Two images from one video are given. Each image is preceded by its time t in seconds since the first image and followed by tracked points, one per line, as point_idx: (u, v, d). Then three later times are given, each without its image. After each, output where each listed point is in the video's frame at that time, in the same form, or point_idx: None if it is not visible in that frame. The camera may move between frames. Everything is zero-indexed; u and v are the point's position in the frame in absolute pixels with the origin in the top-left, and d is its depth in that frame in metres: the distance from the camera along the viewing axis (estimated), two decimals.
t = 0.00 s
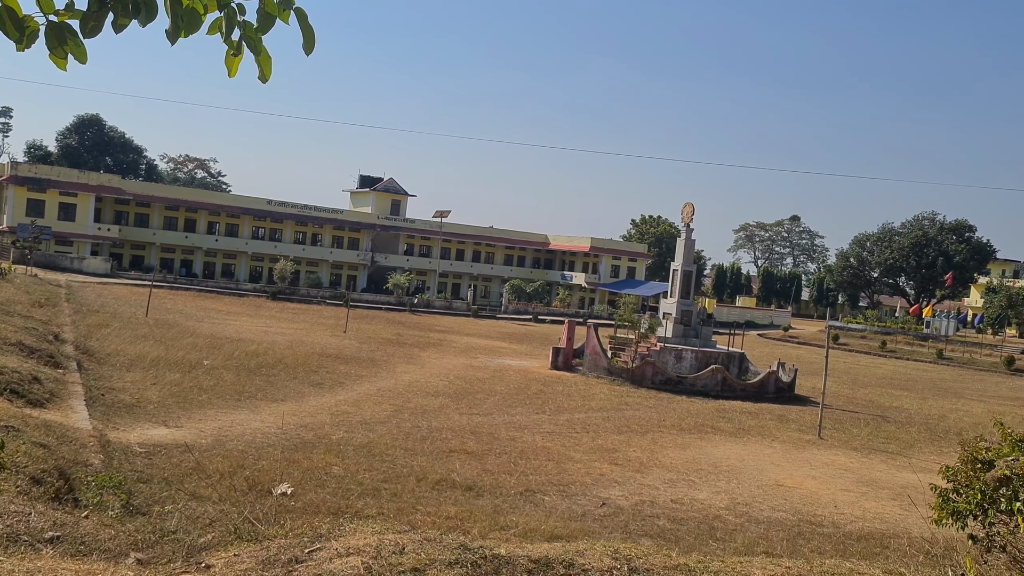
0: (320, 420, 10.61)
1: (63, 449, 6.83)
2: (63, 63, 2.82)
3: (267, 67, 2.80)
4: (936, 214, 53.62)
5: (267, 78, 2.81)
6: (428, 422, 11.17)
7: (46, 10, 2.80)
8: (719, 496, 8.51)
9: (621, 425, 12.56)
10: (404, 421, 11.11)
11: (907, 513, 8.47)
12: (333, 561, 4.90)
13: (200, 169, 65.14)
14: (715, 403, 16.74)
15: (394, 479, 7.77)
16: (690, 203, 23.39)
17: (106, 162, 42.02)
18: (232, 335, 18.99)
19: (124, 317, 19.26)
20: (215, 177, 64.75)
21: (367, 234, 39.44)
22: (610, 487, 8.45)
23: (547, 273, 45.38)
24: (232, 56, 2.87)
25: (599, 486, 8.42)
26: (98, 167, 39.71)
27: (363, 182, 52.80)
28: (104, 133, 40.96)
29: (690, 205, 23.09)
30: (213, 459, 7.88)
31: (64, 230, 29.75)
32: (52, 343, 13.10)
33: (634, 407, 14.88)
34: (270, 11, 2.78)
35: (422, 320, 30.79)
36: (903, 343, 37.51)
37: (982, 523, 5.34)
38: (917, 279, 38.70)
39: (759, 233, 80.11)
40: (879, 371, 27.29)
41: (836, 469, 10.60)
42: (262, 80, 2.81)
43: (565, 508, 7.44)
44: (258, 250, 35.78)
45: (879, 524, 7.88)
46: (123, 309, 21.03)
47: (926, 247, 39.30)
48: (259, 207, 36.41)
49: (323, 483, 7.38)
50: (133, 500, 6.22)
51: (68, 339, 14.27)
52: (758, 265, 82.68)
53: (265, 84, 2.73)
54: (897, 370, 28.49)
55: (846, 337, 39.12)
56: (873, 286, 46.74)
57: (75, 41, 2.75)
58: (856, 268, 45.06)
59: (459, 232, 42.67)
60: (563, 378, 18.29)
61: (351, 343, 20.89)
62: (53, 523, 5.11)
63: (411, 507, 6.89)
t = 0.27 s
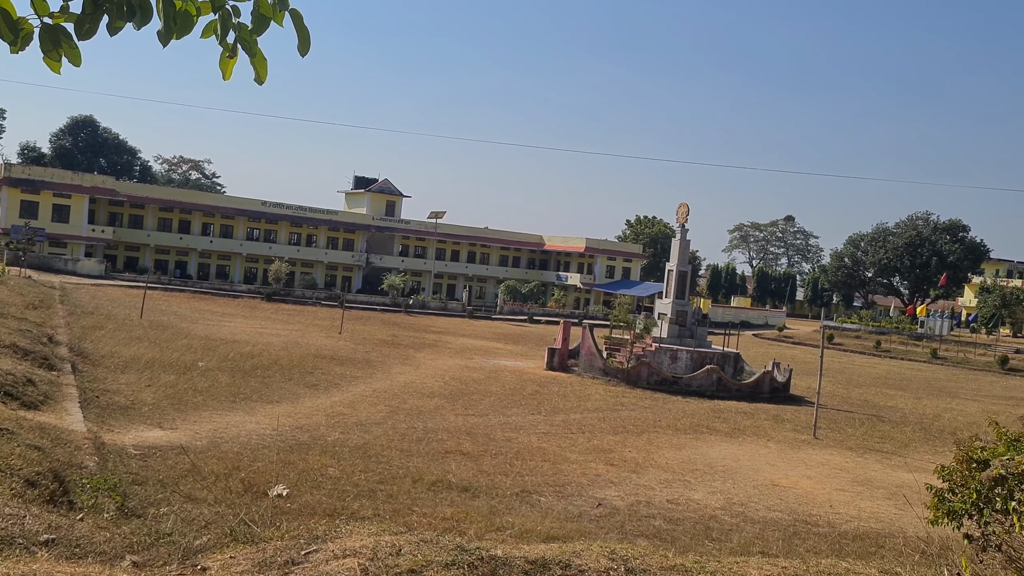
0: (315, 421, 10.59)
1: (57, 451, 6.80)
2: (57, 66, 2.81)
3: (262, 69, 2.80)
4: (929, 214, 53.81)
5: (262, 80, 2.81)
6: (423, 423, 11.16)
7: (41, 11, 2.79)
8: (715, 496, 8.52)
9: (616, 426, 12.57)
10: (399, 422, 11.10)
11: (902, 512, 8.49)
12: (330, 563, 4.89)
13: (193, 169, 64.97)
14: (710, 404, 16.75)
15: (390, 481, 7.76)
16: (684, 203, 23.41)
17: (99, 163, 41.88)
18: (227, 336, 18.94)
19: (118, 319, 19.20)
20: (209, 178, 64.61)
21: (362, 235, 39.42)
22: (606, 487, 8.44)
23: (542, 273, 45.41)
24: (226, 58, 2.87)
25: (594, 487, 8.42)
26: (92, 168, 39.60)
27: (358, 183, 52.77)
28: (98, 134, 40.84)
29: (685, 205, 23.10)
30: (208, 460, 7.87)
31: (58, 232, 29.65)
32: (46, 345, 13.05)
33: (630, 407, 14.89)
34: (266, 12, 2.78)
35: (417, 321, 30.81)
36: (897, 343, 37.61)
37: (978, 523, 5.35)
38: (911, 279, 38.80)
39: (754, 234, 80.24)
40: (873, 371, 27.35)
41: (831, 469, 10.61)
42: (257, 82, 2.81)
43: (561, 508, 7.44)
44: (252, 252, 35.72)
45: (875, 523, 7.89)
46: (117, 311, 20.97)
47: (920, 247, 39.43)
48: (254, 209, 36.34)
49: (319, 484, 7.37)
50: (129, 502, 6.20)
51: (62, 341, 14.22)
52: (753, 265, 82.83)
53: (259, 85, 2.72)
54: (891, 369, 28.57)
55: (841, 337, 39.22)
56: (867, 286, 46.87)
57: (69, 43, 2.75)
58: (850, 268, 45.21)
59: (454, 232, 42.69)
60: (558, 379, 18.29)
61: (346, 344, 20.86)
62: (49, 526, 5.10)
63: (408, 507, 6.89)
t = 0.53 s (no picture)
0: (309, 423, 10.57)
1: (49, 453, 6.77)
2: (50, 66, 2.80)
3: (256, 72, 2.79)
4: (922, 215, 54.02)
5: (256, 82, 2.81)
6: (416, 424, 11.15)
7: (33, 12, 2.78)
8: (708, 496, 8.53)
9: (609, 427, 12.58)
10: (392, 424, 11.09)
11: (895, 513, 8.51)
12: (322, 564, 4.89)
13: (186, 170, 64.83)
14: (703, 404, 16.78)
15: (383, 482, 7.75)
16: (678, 204, 23.45)
17: (92, 163, 41.71)
18: (219, 338, 18.90)
19: (111, 320, 19.14)
20: (202, 179, 64.47)
21: (355, 235, 39.38)
22: (599, 488, 8.45)
23: (535, 274, 45.48)
24: (220, 60, 2.86)
25: (588, 488, 8.42)
26: (86, 168, 39.46)
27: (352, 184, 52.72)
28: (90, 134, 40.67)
29: (679, 206, 23.14)
30: (201, 462, 7.85)
31: (50, 232, 29.53)
32: (38, 346, 13.00)
33: (623, 408, 14.90)
34: (258, 14, 2.77)
35: (410, 322, 30.80)
36: (890, 343, 37.75)
37: (968, 523, 5.36)
38: (904, 280, 38.95)
39: (747, 235, 80.41)
40: (866, 372, 27.44)
41: (824, 470, 10.63)
42: (251, 84, 2.80)
43: (554, 509, 7.45)
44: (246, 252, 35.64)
45: (867, 524, 7.91)
46: (109, 312, 20.90)
47: (912, 248, 39.60)
48: (248, 209, 36.25)
49: (312, 485, 7.36)
50: (121, 504, 6.18)
51: (53, 342, 14.16)
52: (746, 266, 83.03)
53: (253, 88, 2.72)
54: (884, 370, 28.67)
55: (834, 338, 39.34)
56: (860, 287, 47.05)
57: (62, 45, 2.74)
58: (843, 269, 45.39)
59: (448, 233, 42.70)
60: (552, 380, 18.30)
61: (339, 345, 20.84)
62: (40, 528, 5.08)
63: (401, 509, 6.88)
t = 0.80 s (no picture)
0: (299, 423, 10.54)
1: (38, 453, 6.74)
2: (40, 65, 2.79)
3: (249, 70, 2.79)
4: (912, 216, 54.29)
5: (248, 80, 2.80)
6: (407, 425, 11.14)
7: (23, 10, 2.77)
8: (698, 496, 8.55)
9: (600, 427, 12.60)
10: (383, 424, 11.08)
11: (884, 512, 8.54)
12: (312, 565, 4.88)
13: (176, 171, 64.62)
14: (695, 405, 16.80)
15: (374, 482, 7.74)
16: (669, 204, 23.50)
17: (82, 163, 41.50)
18: (210, 338, 18.85)
19: (100, 320, 19.06)
20: (193, 179, 64.29)
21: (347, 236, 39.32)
22: (590, 489, 8.46)
23: (527, 275, 45.54)
24: (212, 59, 2.85)
25: (579, 488, 8.43)
26: (75, 168, 39.29)
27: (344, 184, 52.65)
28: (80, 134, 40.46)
29: (670, 207, 23.19)
30: (191, 463, 7.81)
31: (40, 232, 29.37)
32: (26, 347, 12.93)
33: (614, 408, 14.92)
34: (250, 13, 2.77)
35: (402, 322, 30.77)
36: (880, 343, 37.91)
37: (957, 522, 5.39)
38: (894, 280, 39.15)
39: (738, 235, 80.66)
40: (856, 372, 27.58)
41: (814, 469, 10.67)
42: (244, 83, 2.80)
43: (545, 509, 7.46)
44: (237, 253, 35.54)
45: (856, 523, 7.93)
46: (99, 312, 20.82)
47: (902, 249, 39.80)
48: (238, 209, 36.11)
49: (303, 486, 7.34)
50: (110, 505, 6.16)
51: (43, 342, 14.09)
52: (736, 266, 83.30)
53: (245, 86, 2.71)
54: (873, 370, 28.79)
55: (824, 338, 39.48)
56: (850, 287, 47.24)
57: (51, 42, 2.73)
58: (833, 270, 45.60)
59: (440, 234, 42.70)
60: (543, 380, 18.32)
61: (331, 346, 20.80)
62: (28, 529, 5.06)
63: (392, 510, 6.87)
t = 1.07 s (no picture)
0: (290, 423, 10.51)
1: (26, 454, 6.71)
2: (29, 61, 2.77)
3: (242, 67, 2.78)
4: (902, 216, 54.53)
5: (241, 77, 2.79)
6: (397, 425, 11.13)
7: (12, 7, 2.75)
8: (689, 496, 8.57)
9: (591, 426, 12.61)
10: (374, 424, 11.06)
11: (874, 512, 8.57)
12: (302, 565, 4.87)
13: (166, 170, 64.39)
14: (685, 404, 16.83)
15: (365, 482, 7.73)
16: (660, 204, 23.54)
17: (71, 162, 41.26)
18: (200, 338, 18.79)
19: (90, 320, 18.98)
20: (183, 178, 64.05)
21: (338, 235, 39.25)
22: (581, 488, 8.47)
23: (518, 275, 45.58)
24: (204, 56, 2.84)
25: (570, 488, 8.43)
26: (65, 168, 39.09)
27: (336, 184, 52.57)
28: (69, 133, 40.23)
29: (661, 207, 23.23)
30: (180, 463, 7.78)
31: (29, 232, 29.20)
32: (14, 347, 12.86)
33: (605, 408, 14.93)
34: (243, 9, 2.76)
35: (393, 322, 30.75)
36: (870, 343, 38.08)
37: (946, 521, 5.41)
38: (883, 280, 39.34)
39: (728, 235, 80.92)
40: (846, 372, 27.68)
41: (803, 469, 10.69)
42: (237, 80, 2.79)
43: (536, 509, 7.45)
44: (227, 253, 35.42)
45: (846, 522, 7.96)
46: (89, 312, 20.73)
47: (892, 249, 40.00)
48: (228, 209, 35.97)
49: (294, 486, 7.33)
50: (99, 506, 6.13)
51: (31, 342, 14.01)
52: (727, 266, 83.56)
53: (238, 83, 2.70)
54: (863, 370, 28.90)
55: (815, 338, 39.62)
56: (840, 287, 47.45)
57: (40, 39, 2.71)
58: (823, 270, 45.80)
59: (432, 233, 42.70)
60: (534, 380, 18.32)
61: (322, 345, 20.75)
62: (16, 530, 5.03)
63: (383, 509, 6.86)
